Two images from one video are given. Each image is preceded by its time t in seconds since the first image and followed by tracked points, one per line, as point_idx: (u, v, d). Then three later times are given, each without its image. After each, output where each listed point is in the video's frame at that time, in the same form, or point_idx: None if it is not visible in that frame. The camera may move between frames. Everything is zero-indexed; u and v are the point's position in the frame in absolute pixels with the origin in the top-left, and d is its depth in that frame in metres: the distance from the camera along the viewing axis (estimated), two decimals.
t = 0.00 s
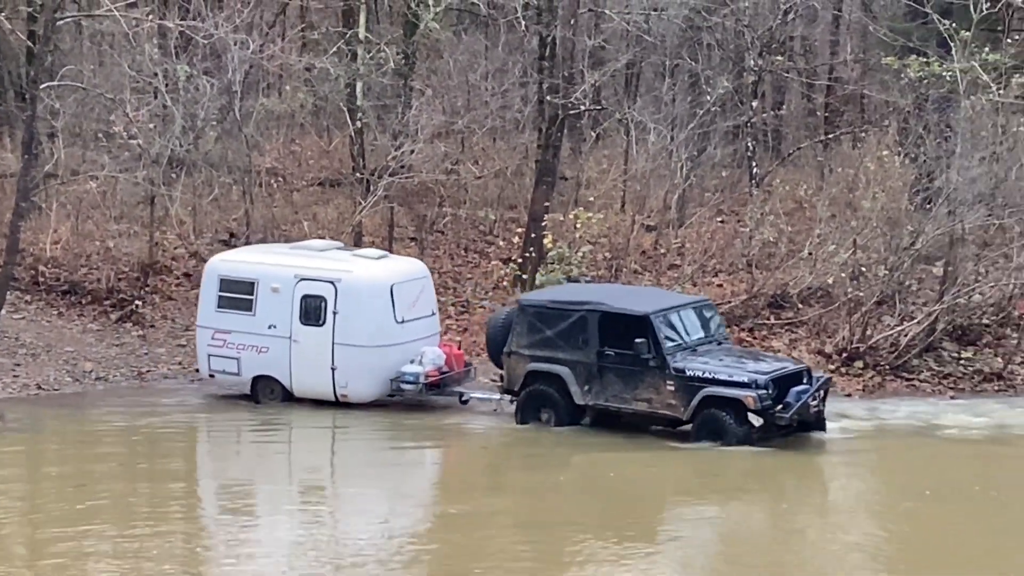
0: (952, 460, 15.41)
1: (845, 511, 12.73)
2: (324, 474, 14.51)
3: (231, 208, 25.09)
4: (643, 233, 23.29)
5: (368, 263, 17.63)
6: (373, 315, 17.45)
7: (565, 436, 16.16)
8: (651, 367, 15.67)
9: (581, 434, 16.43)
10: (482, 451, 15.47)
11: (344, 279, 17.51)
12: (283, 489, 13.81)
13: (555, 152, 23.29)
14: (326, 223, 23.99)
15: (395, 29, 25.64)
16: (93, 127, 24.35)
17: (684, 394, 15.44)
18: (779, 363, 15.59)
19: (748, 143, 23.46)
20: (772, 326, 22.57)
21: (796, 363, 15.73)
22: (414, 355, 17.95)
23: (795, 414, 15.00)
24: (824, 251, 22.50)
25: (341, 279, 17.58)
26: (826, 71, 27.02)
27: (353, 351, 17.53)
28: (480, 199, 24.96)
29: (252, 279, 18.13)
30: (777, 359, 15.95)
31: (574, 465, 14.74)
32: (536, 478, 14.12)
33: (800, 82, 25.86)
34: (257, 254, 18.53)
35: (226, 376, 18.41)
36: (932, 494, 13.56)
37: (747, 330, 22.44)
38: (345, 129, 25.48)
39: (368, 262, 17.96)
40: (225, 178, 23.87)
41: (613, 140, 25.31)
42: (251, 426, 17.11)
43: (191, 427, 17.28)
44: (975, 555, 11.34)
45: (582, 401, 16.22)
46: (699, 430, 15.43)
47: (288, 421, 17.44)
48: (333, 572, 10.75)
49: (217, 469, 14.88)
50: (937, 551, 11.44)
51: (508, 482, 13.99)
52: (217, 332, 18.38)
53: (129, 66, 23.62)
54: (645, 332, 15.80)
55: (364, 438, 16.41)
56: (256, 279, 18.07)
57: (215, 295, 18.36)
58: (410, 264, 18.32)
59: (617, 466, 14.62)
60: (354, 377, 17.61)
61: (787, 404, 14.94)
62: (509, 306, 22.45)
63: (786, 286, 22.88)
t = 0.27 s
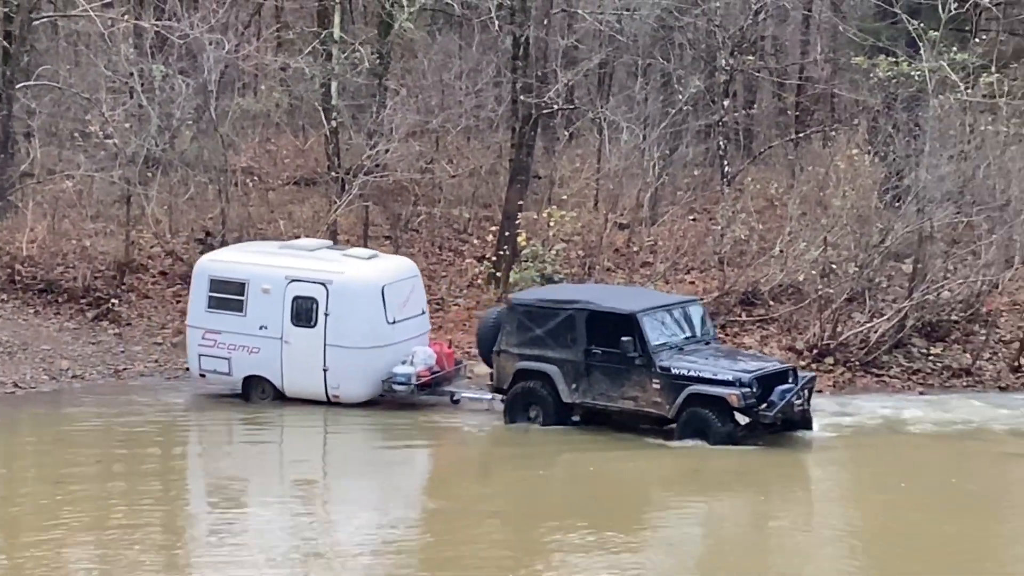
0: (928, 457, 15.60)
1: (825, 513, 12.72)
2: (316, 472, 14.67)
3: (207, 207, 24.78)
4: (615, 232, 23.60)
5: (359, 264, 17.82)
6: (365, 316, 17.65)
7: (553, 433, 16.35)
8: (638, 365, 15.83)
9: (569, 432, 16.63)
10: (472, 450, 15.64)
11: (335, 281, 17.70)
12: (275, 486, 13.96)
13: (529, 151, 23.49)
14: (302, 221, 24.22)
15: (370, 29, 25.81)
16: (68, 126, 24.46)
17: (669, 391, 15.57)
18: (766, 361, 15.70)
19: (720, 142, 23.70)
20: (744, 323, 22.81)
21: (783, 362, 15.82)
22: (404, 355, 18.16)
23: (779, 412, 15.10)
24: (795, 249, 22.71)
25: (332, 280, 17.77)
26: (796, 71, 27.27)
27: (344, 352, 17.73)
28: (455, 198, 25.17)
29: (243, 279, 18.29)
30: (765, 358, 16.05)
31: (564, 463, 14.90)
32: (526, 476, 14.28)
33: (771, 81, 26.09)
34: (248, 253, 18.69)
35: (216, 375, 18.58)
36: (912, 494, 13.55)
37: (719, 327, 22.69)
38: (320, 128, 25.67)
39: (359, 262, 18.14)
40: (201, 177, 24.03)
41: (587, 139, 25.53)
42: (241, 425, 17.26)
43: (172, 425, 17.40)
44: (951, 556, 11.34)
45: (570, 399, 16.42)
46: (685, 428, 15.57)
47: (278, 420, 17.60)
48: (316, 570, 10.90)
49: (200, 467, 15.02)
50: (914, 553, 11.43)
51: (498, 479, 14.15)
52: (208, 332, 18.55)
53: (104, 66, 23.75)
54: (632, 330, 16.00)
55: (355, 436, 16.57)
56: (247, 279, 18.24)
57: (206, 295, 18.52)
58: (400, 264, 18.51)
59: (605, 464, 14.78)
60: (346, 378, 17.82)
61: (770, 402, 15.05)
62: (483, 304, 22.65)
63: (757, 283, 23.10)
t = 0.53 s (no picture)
0: (905, 455, 15.64)
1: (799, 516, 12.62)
2: (301, 472, 14.64)
3: (177, 204, 24.81)
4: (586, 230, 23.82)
5: (343, 262, 17.80)
6: (349, 314, 17.62)
7: (537, 433, 16.34)
8: (621, 363, 15.84)
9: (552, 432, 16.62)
10: (458, 450, 15.62)
11: (319, 278, 17.69)
12: (260, 486, 13.92)
13: (499, 149, 23.51)
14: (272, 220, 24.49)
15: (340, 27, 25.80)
16: (37, 124, 24.38)
17: (652, 390, 15.61)
18: (749, 360, 15.75)
19: (690, 140, 23.77)
20: (714, 320, 22.88)
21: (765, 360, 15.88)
22: (387, 354, 18.13)
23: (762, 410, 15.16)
24: (765, 246, 22.74)
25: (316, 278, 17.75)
26: (766, 69, 27.35)
27: (328, 350, 17.69)
28: (426, 195, 25.20)
29: (227, 278, 18.30)
30: (748, 356, 16.10)
31: (549, 463, 14.89)
32: (512, 476, 14.27)
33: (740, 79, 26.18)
34: (232, 252, 18.70)
35: (200, 374, 18.56)
36: (884, 496, 13.45)
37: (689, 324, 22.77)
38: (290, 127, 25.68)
39: (343, 260, 18.12)
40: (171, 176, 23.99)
41: (557, 137, 25.57)
42: (223, 425, 17.21)
43: (146, 423, 17.36)
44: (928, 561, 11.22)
45: (554, 398, 16.41)
46: (668, 426, 15.60)
47: (261, 419, 17.56)
48: (290, 569, 10.89)
49: (174, 465, 15.00)
50: (890, 557, 11.31)
51: (484, 480, 14.14)
52: (192, 331, 18.54)
53: (73, 63, 23.67)
54: (615, 329, 15.99)
55: (339, 436, 16.53)
56: (231, 277, 18.25)
57: (190, 293, 18.52)
58: (385, 262, 18.50)
59: (591, 464, 14.77)
60: (330, 377, 17.77)
61: (754, 399, 15.10)
62: (454, 302, 22.68)
63: (728, 280, 23.16)
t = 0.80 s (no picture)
0: (880, 455, 15.59)
1: (771, 518, 12.54)
2: (285, 471, 14.59)
3: (145, 203, 24.67)
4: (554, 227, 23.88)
5: (328, 262, 17.73)
6: (333, 314, 17.57)
7: (522, 433, 16.30)
8: (606, 365, 15.77)
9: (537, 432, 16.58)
10: (442, 450, 15.58)
11: (303, 278, 17.62)
12: (243, 485, 13.88)
13: (468, 147, 23.51)
14: (240, 218, 24.62)
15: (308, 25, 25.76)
16: (4, 122, 24.29)
17: (636, 392, 15.54)
18: (736, 362, 15.67)
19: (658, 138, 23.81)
20: (683, 317, 22.93)
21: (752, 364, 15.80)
22: (371, 354, 18.08)
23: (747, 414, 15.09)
24: (733, 244, 22.77)
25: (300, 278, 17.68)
26: (734, 67, 27.42)
27: (313, 351, 17.64)
28: (395, 194, 25.22)
29: (210, 278, 18.22)
30: (735, 359, 16.02)
31: (534, 463, 14.86)
32: (497, 476, 14.24)
33: (709, 77, 26.21)
34: (216, 252, 18.61)
35: (184, 374, 18.46)
36: (857, 497, 13.36)
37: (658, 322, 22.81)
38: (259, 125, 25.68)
39: (328, 260, 18.06)
40: (139, 174, 23.94)
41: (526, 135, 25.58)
42: (205, 424, 17.16)
43: (117, 423, 17.29)
44: (898, 563, 11.13)
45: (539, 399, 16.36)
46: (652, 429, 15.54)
47: (245, 419, 17.51)
48: (259, 568, 10.87)
49: (145, 464, 14.94)
50: (860, 559, 11.23)
51: (468, 480, 14.11)
52: (177, 331, 18.45)
53: (39, 61, 23.58)
54: (600, 330, 15.91)
55: (321, 436, 16.49)
56: (215, 277, 18.16)
57: (174, 293, 18.43)
58: (369, 261, 18.45)
59: (576, 465, 14.74)
60: (315, 377, 17.74)
61: (738, 403, 15.03)
62: (423, 300, 22.68)
63: (697, 278, 23.18)
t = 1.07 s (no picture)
0: (857, 455, 15.53)
1: (738, 519, 12.46)
2: (269, 471, 14.57)
3: (113, 202, 24.35)
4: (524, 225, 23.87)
5: (310, 262, 17.67)
6: (315, 315, 17.52)
7: (507, 433, 16.28)
8: (592, 365, 15.71)
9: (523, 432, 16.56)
10: (428, 450, 15.56)
11: (285, 279, 17.55)
12: (225, 485, 13.86)
13: (436, 146, 23.51)
14: (209, 217, 24.62)
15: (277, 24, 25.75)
16: None
17: (623, 393, 15.47)
18: (725, 363, 15.57)
19: (627, 136, 23.84)
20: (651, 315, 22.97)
21: (741, 365, 15.68)
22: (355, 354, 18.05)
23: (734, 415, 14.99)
24: (702, 242, 22.79)
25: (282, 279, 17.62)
26: (704, 65, 27.46)
27: (295, 352, 17.59)
28: (364, 192, 25.24)
29: (192, 279, 18.14)
30: (724, 360, 15.92)
31: (521, 463, 14.83)
32: (483, 476, 14.21)
33: (678, 74, 26.24)
34: (198, 253, 18.51)
35: (168, 376, 18.40)
36: (827, 498, 13.28)
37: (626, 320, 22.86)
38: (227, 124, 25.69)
39: (311, 260, 18.00)
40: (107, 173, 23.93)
41: (495, 133, 25.61)
42: (187, 423, 17.10)
43: (85, 421, 17.21)
44: (863, 566, 11.05)
45: (524, 399, 16.35)
46: (639, 429, 15.46)
47: (227, 418, 17.46)
48: (225, 567, 10.86)
49: (114, 464, 14.87)
50: (842, 561, 11.21)
51: (455, 479, 14.09)
52: (160, 333, 18.37)
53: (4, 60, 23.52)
54: (587, 329, 15.89)
55: (304, 435, 16.45)
56: (197, 278, 18.08)
57: (156, 294, 18.36)
58: (353, 261, 18.40)
59: (562, 465, 14.71)
60: (298, 378, 17.70)
61: (726, 404, 14.93)
62: (391, 299, 22.69)
63: (666, 276, 23.23)
